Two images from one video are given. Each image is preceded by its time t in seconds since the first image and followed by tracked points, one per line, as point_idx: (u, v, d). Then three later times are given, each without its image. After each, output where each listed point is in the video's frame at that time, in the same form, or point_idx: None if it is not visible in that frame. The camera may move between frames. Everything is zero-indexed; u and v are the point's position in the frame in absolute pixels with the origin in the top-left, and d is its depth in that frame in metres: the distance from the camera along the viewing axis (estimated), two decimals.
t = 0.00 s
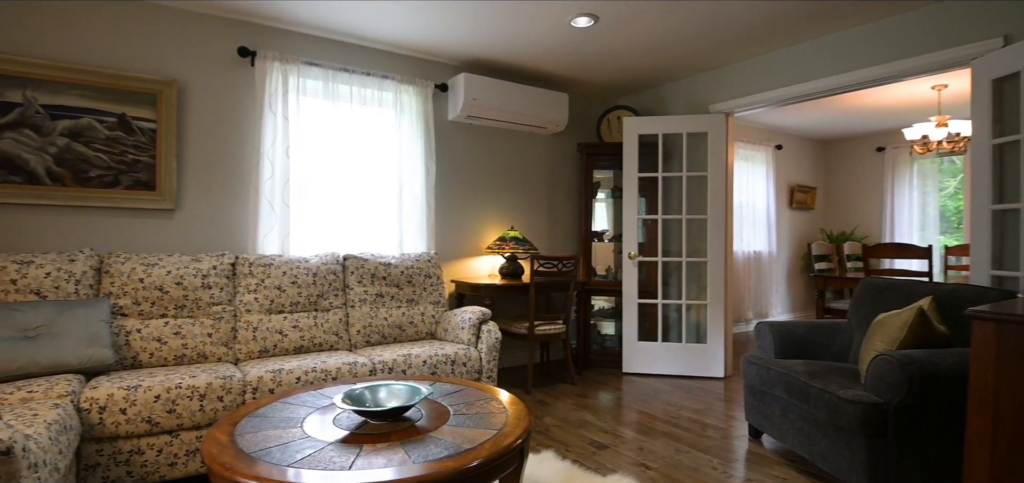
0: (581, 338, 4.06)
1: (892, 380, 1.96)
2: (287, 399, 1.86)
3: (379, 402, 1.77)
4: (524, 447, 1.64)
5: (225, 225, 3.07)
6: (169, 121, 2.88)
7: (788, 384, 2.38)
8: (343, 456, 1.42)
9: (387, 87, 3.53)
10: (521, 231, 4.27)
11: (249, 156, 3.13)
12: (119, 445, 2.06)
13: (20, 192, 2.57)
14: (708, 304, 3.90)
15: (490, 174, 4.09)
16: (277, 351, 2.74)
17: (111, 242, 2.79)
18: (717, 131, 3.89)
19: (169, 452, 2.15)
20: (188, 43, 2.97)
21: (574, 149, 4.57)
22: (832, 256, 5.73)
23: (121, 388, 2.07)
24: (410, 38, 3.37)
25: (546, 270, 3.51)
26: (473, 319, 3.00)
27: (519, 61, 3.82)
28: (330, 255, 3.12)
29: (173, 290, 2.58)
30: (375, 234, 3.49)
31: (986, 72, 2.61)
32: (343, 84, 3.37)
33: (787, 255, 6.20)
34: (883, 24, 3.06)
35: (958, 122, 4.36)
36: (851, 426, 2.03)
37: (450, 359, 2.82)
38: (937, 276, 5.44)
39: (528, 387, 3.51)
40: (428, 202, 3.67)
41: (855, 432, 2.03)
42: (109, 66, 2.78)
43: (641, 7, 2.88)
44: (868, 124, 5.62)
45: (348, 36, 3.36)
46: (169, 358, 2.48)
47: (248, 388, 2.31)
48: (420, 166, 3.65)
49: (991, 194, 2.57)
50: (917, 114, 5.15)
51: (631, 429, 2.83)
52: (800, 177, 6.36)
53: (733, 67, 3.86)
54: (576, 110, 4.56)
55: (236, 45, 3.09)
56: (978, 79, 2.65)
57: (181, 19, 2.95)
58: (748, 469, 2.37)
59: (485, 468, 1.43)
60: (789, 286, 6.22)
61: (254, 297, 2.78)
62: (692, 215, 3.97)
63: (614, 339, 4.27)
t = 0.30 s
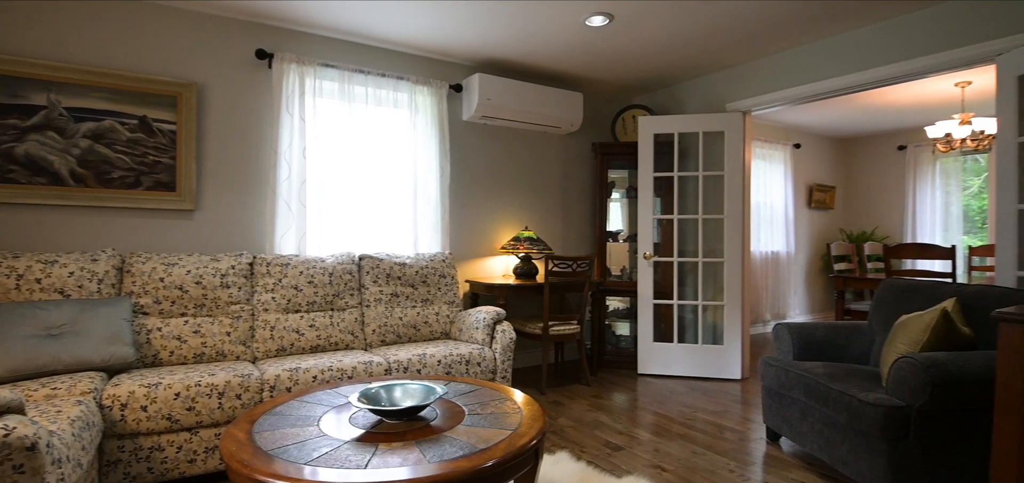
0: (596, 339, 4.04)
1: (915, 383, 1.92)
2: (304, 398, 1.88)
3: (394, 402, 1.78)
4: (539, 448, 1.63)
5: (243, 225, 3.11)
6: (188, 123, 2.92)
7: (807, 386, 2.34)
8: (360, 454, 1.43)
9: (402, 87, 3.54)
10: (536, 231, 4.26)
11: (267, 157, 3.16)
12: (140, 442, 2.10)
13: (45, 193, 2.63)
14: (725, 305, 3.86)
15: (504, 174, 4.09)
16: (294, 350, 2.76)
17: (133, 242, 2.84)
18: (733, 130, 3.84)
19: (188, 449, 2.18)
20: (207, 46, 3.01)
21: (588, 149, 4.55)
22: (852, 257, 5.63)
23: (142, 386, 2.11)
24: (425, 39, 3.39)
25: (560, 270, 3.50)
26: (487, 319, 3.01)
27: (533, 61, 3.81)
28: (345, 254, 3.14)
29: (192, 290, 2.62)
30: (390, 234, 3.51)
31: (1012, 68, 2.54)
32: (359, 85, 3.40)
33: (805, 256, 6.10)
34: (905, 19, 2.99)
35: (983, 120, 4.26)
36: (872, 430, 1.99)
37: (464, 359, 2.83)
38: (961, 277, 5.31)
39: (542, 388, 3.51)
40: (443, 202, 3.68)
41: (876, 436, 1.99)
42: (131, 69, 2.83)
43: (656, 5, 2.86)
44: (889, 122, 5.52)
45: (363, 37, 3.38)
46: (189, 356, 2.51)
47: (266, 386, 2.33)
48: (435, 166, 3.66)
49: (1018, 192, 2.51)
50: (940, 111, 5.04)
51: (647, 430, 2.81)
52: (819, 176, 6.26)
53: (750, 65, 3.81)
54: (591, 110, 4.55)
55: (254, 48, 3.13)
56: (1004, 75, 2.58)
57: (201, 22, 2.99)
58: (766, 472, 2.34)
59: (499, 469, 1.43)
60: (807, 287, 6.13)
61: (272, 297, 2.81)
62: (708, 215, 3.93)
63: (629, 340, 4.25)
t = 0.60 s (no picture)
0: (611, 339, 4.02)
1: (939, 386, 1.88)
2: (321, 396, 1.90)
3: (410, 401, 1.78)
4: (554, 449, 1.63)
5: (261, 225, 3.15)
6: (208, 125, 2.97)
7: (828, 388, 2.30)
8: (376, 453, 1.44)
9: (417, 88, 3.56)
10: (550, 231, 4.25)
11: (284, 158, 3.20)
12: (161, 438, 2.13)
13: (69, 194, 2.69)
14: (742, 306, 3.82)
15: (519, 174, 4.09)
16: (311, 349, 2.79)
17: (154, 242, 2.89)
18: (751, 129, 3.79)
19: (208, 446, 2.21)
20: (226, 49, 3.06)
21: (603, 149, 4.53)
22: (873, 257, 5.53)
23: (163, 383, 2.14)
24: (440, 39, 3.40)
25: (575, 270, 3.49)
26: (502, 319, 3.01)
27: (548, 60, 3.80)
28: (361, 254, 3.16)
29: (212, 289, 2.66)
30: (405, 234, 3.53)
31: None
32: (374, 86, 3.42)
33: (825, 256, 6.01)
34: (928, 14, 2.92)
35: (1010, 117, 4.15)
36: (895, 434, 1.95)
37: (479, 359, 2.83)
38: (987, 278, 5.19)
39: (557, 388, 3.50)
40: (458, 202, 3.69)
41: (899, 439, 1.95)
42: (152, 72, 2.88)
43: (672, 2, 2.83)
44: (911, 119, 5.41)
45: (379, 38, 3.41)
46: (208, 354, 2.55)
47: (283, 384, 2.36)
48: (450, 167, 3.67)
49: None
50: (964, 108, 4.93)
51: (663, 432, 2.79)
52: (839, 175, 6.16)
53: (768, 62, 3.76)
54: (606, 109, 4.52)
55: (271, 50, 3.17)
56: None
57: (220, 25, 3.04)
58: (785, 476, 2.30)
59: (515, 469, 1.42)
60: (827, 287, 6.03)
61: (289, 296, 2.84)
62: (725, 214, 3.89)
63: (644, 341, 4.23)
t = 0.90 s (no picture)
0: (627, 340, 4.00)
1: (964, 389, 1.83)
2: (338, 395, 1.91)
3: (426, 400, 1.79)
4: (570, 450, 1.62)
5: (279, 226, 3.20)
6: (227, 127, 3.02)
7: (849, 391, 2.26)
8: (392, 452, 1.45)
9: (433, 89, 3.58)
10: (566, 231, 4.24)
11: (302, 159, 3.24)
12: (182, 435, 2.17)
13: (94, 195, 2.75)
14: (761, 307, 3.77)
15: (534, 174, 4.09)
16: (328, 348, 2.82)
17: (175, 242, 2.95)
18: (770, 127, 3.74)
19: (228, 443, 2.24)
20: (245, 52, 3.10)
21: (619, 148, 4.50)
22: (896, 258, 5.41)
23: (184, 381, 2.18)
24: (455, 40, 3.41)
25: (591, 270, 3.47)
26: (518, 319, 3.01)
27: (563, 60, 3.79)
28: (378, 255, 3.18)
29: (232, 289, 2.70)
30: (421, 235, 3.54)
31: None
32: (391, 88, 3.44)
33: (846, 256, 5.90)
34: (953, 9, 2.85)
35: None
36: (919, 438, 1.91)
37: (494, 359, 2.83)
38: (1015, 279, 5.05)
39: (573, 389, 3.49)
40: (473, 203, 3.69)
41: (923, 443, 1.90)
42: (173, 75, 2.93)
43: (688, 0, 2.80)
44: (935, 116, 5.28)
45: (395, 40, 3.43)
46: (228, 353, 2.59)
47: (301, 383, 2.38)
48: (465, 167, 3.68)
49: None
50: (991, 105, 4.80)
51: (679, 434, 2.76)
52: (860, 174, 6.05)
53: (786, 60, 3.71)
54: (622, 109, 4.50)
55: (289, 52, 3.21)
56: None
57: (239, 29, 3.08)
58: (805, 480, 2.27)
59: (531, 470, 1.42)
60: (848, 288, 5.93)
61: (307, 296, 2.87)
62: (743, 214, 3.84)
63: (661, 342, 4.20)
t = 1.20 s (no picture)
0: (643, 341, 3.97)
1: (991, 393, 1.78)
2: (355, 394, 1.93)
3: (442, 400, 1.79)
4: (586, 451, 1.61)
5: (297, 226, 3.23)
6: (246, 128, 3.06)
7: (871, 395, 2.22)
8: (408, 451, 1.45)
9: (448, 90, 3.59)
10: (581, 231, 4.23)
11: (319, 160, 3.27)
12: (202, 432, 2.20)
13: (117, 196, 2.81)
14: (780, 308, 3.71)
15: (549, 174, 4.08)
16: (345, 347, 2.84)
17: (196, 242, 3.00)
18: (789, 126, 3.69)
19: (246, 440, 2.27)
20: (264, 54, 3.14)
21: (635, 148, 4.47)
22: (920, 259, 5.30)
23: (204, 379, 2.21)
24: (470, 40, 3.41)
25: (606, 271, 3.45)
26: (533, 319, 3.01)
27: (578, 59, 3.78)
28: (393, 255, 3.20)
29: (250, 288, 2.74)
30: (436, 235, 3.56)
31: None
32: (406, 88, 3.46)
33: (868, 257, 5.79)
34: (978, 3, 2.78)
35: None
36: (943, 443, 1.86)
37: (509, 359, 2.83)
38: None
39: (588, 389, 3.48)
40: (488, 203, 3.70)
41: (947, 448, 1.86)
42: (194, 78, 2.98)
43: None
44: (960, 114, 5.16)
45: (411, 41, 3.45)
46: (247, 351, 2.63)
47: (318, 382, 2.40)
48: (480, 167, 3.68)
49: None
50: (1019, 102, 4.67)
51: (696, 436, 2.73)
52: (882, 173, 5.93)
53: (806, 57, 3.65)
54: (638, 108, 4.47)
55: (307, 54, 3.24)
56: None
57: (258, 31, 3.13)
58: None
59: (546, 471, 1.42)
60: (870, 290, 5.82)
61: (324, 295, 2.90)
62: (761, 214, 3.79)
63: (677, 343, 4.17)
